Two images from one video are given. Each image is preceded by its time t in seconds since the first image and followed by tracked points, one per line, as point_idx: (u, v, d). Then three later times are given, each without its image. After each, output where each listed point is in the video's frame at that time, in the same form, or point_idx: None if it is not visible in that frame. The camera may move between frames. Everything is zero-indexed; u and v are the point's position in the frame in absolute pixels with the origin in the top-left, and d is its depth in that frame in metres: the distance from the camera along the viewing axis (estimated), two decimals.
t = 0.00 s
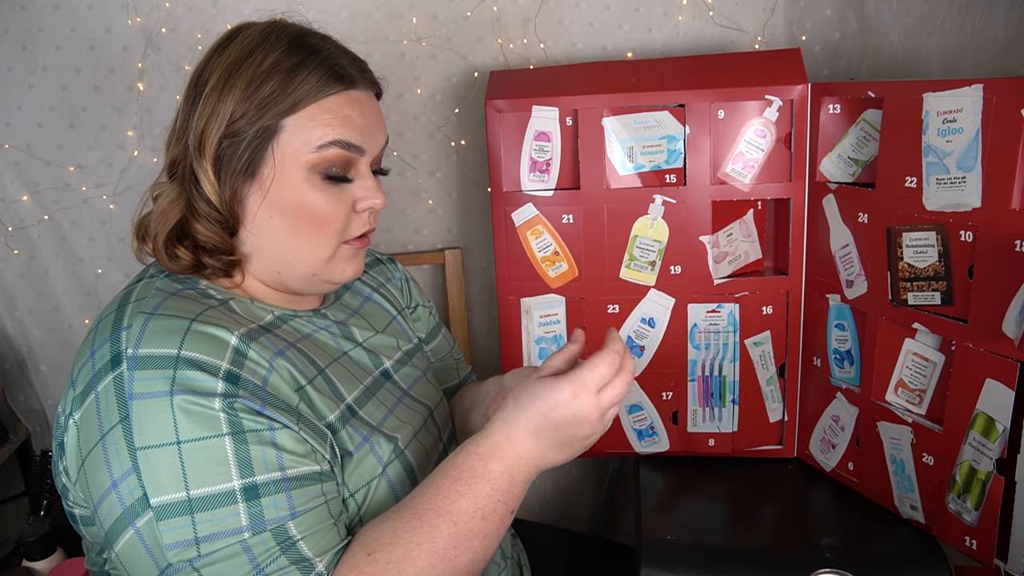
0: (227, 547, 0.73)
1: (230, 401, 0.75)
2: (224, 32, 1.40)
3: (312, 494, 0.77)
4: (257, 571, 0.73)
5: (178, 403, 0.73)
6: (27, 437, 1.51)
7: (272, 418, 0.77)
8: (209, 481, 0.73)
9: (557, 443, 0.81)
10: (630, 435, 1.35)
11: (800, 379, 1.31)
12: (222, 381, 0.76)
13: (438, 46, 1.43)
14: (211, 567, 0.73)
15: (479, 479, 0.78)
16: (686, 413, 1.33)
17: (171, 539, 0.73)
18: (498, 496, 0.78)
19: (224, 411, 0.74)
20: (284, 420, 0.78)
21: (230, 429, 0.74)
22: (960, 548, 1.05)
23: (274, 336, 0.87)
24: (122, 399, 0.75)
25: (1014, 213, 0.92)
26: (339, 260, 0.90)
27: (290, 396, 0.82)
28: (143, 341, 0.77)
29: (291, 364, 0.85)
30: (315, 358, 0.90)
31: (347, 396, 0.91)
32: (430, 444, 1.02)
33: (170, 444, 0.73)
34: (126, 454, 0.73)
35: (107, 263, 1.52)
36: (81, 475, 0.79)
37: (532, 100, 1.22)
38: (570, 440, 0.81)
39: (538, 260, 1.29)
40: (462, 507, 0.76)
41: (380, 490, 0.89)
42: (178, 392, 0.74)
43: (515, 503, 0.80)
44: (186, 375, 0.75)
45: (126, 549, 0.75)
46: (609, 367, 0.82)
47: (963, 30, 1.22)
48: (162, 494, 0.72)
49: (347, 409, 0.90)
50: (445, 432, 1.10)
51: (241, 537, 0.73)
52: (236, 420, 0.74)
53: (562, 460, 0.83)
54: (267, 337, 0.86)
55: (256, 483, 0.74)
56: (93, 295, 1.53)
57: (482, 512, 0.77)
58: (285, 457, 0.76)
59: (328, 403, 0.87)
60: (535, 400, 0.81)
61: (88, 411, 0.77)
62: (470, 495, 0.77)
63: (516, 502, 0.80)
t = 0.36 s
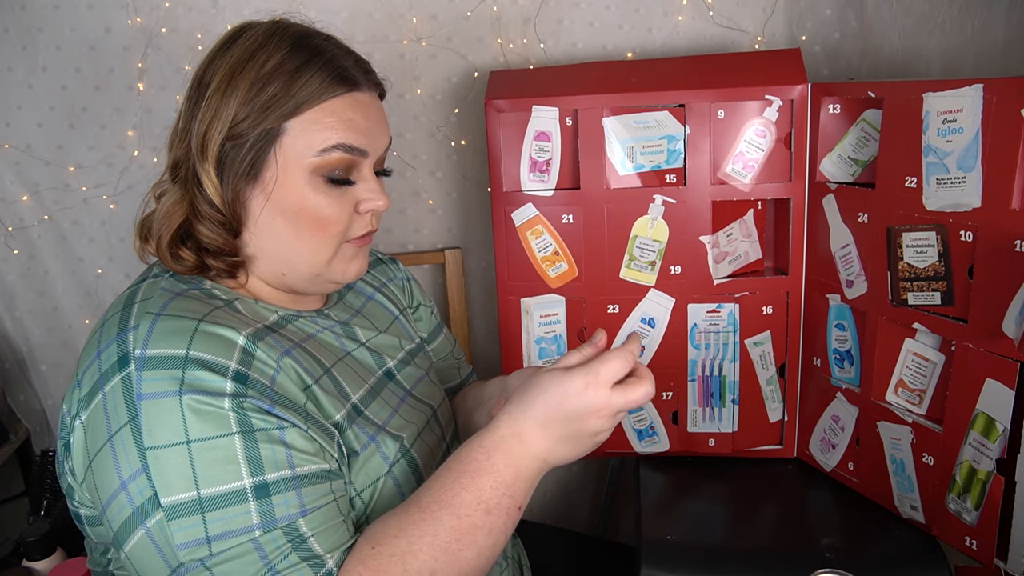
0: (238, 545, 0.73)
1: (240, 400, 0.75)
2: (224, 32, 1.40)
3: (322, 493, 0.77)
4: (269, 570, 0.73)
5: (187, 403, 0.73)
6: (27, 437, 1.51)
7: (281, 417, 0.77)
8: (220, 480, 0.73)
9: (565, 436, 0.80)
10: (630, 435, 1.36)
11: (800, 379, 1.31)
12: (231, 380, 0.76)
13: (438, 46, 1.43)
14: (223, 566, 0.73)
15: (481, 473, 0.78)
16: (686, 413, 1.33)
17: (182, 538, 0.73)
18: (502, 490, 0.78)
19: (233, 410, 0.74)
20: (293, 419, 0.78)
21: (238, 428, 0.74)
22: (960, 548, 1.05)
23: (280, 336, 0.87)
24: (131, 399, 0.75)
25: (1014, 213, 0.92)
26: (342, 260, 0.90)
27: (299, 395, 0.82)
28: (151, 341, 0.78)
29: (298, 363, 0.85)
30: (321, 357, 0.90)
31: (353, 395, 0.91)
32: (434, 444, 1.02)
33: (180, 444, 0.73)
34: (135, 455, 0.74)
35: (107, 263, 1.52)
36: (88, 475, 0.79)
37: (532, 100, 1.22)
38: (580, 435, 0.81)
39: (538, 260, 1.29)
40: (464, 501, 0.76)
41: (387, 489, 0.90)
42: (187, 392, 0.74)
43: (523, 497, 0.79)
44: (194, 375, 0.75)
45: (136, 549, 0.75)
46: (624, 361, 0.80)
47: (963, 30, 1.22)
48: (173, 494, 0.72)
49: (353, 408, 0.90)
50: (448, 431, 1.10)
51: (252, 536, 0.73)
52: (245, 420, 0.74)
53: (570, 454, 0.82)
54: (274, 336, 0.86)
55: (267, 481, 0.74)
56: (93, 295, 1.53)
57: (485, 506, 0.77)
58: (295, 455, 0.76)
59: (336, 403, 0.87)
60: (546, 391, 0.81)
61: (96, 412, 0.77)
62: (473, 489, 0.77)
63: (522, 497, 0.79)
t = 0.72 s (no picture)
0: (227, 555, 0.74)
1: (236, 407, 0.75)
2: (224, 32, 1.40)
3: (313, 504, 0.77)
4: None
5: (183, 408, 0.73)
6: (27, 437, 1.51)
7: (276, 425, 0.77)
8: (212, 488, 0.73)
9: (545, 449, 0.81)
10: (630, 435, 1.35)
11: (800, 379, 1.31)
12: (228, 386, 0.76)
13: (438, 46, 1.44)
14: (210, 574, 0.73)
15: (473, 494, 0.78)
16: (686, 413, 1.33)
17: (171, 544, 0.73)
18: (492, 511, 0.78)
19: (228, 417, 0.74)
20: (289, 427, 0.77)
21: (233, 436, 0.74)
22: (960, 548, 1.05)
23: (280, 340, 0.87)
24: (127, 401, 0.75)
25: (1014, 213, 0.92)
26: (321, 262, 0.88)
27: (296, 402, 0.82)
28: (150, 343, 0.77)
29: (297, 368, 0.85)
30: (321, 361, 0.90)
31: (352, 399, 0.91)
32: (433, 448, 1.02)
33: (174, 449, 0.73)
34: (129, 457, 0.74)
35: (107, 263, 1.52)
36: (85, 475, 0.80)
37: (532, 100, 1.22)
38: (557, 445, 0.82)
39: (538, 260, 1.29)
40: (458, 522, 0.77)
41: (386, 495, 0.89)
42: (184, 396, 0.74)
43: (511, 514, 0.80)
44: (192, 380, 0.75)
45: (127, 550, 0.75)
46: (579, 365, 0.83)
47: (962, 31, 1.22)
48: (164, 500, 0.73)
49: (352, 413, 0.90)
50: (449, 434, 1.09)
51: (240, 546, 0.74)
52: (241, 427, 0.74)
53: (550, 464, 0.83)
54: (273, 340, 0.86)
55: (258, 492, 0.74)
56: (93, 295, 1.53)
57: (476, 527, 0.77)
58: (289, 466, 0.76)
59: (333, 407, 0.87)
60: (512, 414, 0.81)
61: (94, 412, 0.77)
62: (466, 509, 0.77)
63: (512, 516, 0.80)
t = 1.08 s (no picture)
0: (220, 567, 0.74)
1: (231, 420, 0.75)
2: (224, 32, 1.41)
3: (308, 518, 0.77)
4: None
5: (180, 419, 0.73)
6: (27, 437, 1.51)
7: (272, 437, 0.77)
8: (207, 501, 0.73)
9: (541, 468, 0.81)
10: (630, 435, 1.35)
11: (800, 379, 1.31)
12: (224, 398, 0.76)
13: (438, 46, 1.43)
14: None
15: (468, 507, 0.79)
16: (686, 413, 1.33)
17: (164, 556, 0.73)
18: (487, 525, 0.79)
19: (224, 429, 0.74)
20: (285, 439, 0.77)
21: (228, 448, 0.74)
22: (961, 548, 1.05)
23: (280, 347, 0.87)
24: (124, 410, 0.75)
25: (1014, 213, 0.92)
26: (296, 271, 0.87)
27: (295, 413, 0.82)
28: (148, 351, 0.77)
29: (297, 376, 0.85)
30: (321, 368, 0.90)
31: (353, 406, 0.91)
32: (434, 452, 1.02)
33: (168, 460, 0.73)
34: (124, 467, 0.73)
35: (107, 263, 1.52)
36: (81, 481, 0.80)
37: (532, 100, 1.22)
38: (553, 463, 0.82)
39: (538, 260, 1.29)
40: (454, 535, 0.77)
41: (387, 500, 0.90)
42: (181, 408, 0.74)
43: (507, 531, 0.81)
44: (189, 391, 0.75)
45: (121, 558, 0.75)
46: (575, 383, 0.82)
47: (963, 30, 1.23)
48: (157, 511, 0.73)
49: (353, 420, 0.90)
50: (450, 436, 1.10)
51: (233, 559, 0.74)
52: (236, 439, 0.74)
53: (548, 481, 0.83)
54: (274, 347, 0.86)
55: (252, 505, 0.74)
56: (93, 295, 1.53)
57: (472, 541, 0.78)
58: (284, 479, 0.76)
59: (334, 414, 0.87)
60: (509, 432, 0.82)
61: (91, 418, 0.77)
62: (462, 522, 0.78)
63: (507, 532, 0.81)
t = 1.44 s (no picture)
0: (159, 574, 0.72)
1: (196, 429, 0.73)
2: (224, 32, 1.41)
3: (259, 537, 0.75)
4: None
5: (148, 419, 0.73)
6: (27, 436, 1.51)
7: (236, 448, 0.75)
8: (158, 506, 0.72)
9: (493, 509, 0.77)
10: (630, 435, 1.35)
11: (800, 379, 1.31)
12: (195, 403, 0.75)
13: (438, 46, 1.43)
14: None
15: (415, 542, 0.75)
16: (686, 413, 1.33)
17: (109, 554, 0.72)
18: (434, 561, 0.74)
19: (186, 436, 0.73)
20: (251, 454, 0.76)
21: (188, 456, 0.73)
22: (960, 548, 1.05)
23: (273, 350, 0.86)
24: (99, 406, 0.74)
25: (1014, 213, 0.92)
26: (295, 273, 0.86)
27: (273, 425, 0.80)
28: (133, 349, 0.77)
29: (286, 382, 0.84)
30: (314, 373, 0.88)
31: (345, 411, 0.89)
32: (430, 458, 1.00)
33: (127, 460, 0.72)
34: (89, 461, 0.73)
35: (107, 263, 1.52)
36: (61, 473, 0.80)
37: (532, 100, 1.22)
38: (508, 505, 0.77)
39: (538, 260, 1.29)
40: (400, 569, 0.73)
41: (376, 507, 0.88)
42: (154, 408, 0.73)
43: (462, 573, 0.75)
44: (163, 393, 0.74)
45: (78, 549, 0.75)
46: (552, 449, 0.80)
47: (961, 31, 1.20)
48: (109, 509, 0.72)
49: (346, 425, 0.88)
50: (451, 441, 1.09)
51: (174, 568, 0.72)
52: (197, 448, 0.73)
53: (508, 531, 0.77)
54: (264, 352, 0.85)
55: (202, 516, 0.73)
56: (93, 295, 1.53)
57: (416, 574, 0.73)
58: (240, 494, 0.74)
59: (326, 419, 0.85)
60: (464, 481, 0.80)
61: (74, 411, 0.78)
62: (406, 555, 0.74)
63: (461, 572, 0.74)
